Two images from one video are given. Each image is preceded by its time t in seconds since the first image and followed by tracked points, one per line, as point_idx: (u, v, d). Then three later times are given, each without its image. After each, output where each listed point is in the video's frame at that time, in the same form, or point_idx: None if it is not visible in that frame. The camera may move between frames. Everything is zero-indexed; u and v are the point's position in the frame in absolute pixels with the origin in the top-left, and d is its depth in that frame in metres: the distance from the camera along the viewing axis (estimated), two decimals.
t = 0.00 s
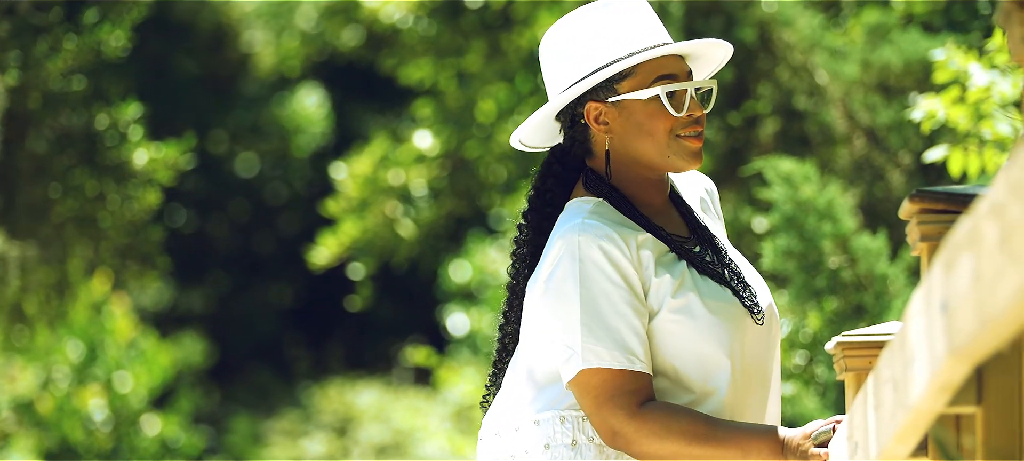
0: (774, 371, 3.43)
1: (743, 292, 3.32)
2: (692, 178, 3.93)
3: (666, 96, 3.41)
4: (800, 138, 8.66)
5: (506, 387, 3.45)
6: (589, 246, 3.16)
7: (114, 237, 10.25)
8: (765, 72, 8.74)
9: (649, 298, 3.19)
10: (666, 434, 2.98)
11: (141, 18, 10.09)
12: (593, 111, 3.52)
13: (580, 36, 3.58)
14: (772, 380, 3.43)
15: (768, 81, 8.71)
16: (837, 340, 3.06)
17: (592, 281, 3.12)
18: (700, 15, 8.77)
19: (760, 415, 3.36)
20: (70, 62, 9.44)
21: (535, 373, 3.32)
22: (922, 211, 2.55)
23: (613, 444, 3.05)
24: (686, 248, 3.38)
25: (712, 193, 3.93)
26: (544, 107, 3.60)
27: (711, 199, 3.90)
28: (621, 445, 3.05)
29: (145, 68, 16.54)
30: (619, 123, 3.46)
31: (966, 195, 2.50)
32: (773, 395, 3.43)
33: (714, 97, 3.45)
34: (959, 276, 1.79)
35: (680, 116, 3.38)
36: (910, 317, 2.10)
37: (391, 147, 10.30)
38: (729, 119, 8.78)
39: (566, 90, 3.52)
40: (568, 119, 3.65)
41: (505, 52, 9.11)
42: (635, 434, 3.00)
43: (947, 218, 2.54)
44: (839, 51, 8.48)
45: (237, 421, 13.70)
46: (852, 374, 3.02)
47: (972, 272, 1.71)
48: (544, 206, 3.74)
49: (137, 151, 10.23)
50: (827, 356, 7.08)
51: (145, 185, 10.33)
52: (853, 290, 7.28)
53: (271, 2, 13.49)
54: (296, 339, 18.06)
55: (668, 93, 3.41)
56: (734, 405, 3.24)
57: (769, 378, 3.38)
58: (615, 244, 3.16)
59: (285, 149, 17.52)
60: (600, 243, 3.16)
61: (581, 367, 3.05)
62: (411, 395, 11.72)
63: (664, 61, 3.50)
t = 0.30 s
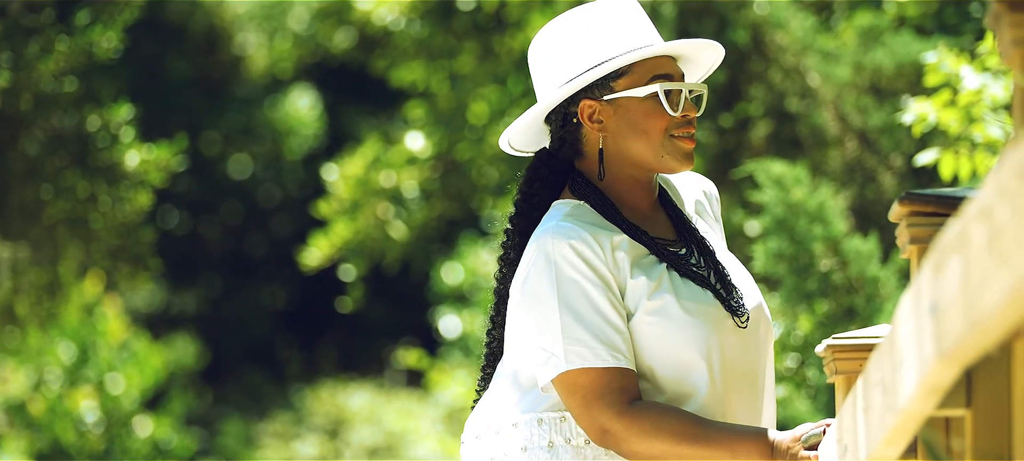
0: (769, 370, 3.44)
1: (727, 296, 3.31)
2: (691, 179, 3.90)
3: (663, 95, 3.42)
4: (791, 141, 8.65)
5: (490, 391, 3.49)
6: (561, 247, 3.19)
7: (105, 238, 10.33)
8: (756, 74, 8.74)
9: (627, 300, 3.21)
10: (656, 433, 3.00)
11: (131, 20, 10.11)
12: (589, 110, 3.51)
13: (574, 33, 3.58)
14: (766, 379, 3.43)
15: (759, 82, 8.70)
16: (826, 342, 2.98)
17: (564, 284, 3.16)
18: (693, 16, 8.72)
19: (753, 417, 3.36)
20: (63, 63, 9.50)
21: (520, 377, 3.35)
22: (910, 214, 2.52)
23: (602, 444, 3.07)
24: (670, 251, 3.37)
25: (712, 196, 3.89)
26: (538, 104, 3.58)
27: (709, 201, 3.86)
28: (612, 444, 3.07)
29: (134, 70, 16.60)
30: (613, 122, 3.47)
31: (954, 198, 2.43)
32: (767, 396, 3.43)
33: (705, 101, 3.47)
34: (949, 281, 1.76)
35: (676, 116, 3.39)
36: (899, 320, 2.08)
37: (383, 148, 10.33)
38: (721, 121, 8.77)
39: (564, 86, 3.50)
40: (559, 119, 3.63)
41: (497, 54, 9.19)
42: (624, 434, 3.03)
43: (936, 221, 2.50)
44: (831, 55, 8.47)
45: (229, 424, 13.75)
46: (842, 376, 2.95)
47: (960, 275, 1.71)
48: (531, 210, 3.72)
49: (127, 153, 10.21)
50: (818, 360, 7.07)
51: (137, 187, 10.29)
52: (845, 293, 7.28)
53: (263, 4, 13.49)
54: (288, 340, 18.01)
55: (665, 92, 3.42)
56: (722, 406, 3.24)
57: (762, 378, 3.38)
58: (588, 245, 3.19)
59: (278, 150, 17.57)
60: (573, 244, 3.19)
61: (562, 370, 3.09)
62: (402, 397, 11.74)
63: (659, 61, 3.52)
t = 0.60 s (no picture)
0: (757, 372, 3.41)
1: (709, 300, 3.29)
2: (688, 183, 3.88)
3: (656, 96, 3.41)
4: (782, 143, 8.64)
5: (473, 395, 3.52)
6: (537, 247, 3.21)
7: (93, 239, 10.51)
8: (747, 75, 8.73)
9: (606, 302, 3.21)
10: (644, 433, 2.99)
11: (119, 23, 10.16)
12: (581, 110, 3.51)
13: (568, 33, 3.59)
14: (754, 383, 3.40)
15: (750, 84, 8.70)
16: (815, 344, 2.89)
17: (541, 285, 3.17)
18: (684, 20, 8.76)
19: (741, 420, 3.34)
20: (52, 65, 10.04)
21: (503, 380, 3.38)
22: (898, 216, 2.36)
23: (590, 443, 3.07)
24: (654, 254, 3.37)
25: (709, 201, 3.87)
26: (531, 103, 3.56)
27: (706, 206, 3.84)
28: (600, 443, 3.07)
29: (124, 72, 16.80)
30: (605, 122, 3.46)
31: (943, 200, 2.28)
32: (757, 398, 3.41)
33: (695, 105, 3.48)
34: (936, 283, 1.73)
35: (669, 117, 3.39)
36: (887, 323, 2.05)
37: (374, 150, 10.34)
38: (711, 123, 8.77)
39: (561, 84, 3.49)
40: (550, 119, 3.62)
41: (489, 57, 9.23)
42: (613, 432, 3.03)
43: (925, 223, 2.34)
44: (821, 57, 8.46)
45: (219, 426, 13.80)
46: (831, 380, 2.87)
47: (946, 277, 1.69)
48: (518, 212, 3.73)
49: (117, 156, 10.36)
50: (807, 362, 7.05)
51: (126, 190, 10.44)
52: (835, 295, 7.24)
53: (254, 7, 13.56)
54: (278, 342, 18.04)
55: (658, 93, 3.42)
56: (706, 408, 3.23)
57: (751, 381, 3.37)
58: (564, 246, 3.21)
59: (268, 153, 17.50)
60: (549, 246, 3.21)
61: (546, 372, 3.10)
62: (392, 399, 11.74)
63: (649, 64, 3.53)
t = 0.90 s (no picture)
0: (746, 374, 3.39)
1: (695, 303, 3.27)
2: (682, 185, 3.86)
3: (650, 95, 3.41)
4: (774, 144, 8.63)
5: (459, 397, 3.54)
6: (522, 247, 3.22)
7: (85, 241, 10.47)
8: (739, 76, 8.72)
9: (591, 301, 3.22)
10: (635, 430, 2.95)
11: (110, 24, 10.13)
12: (575, 109, 3.50)
13: (562, 32, 3.59)
14: (744, 385, 3.38)
15: (742, 85, 8.68)
16: (805, 344, 2.92)
17: (527, 284, 3.17)
18: (676, 19, 8.79)
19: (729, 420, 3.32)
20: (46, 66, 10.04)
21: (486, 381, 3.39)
22: (890, 217, 2.23)
23: (580, 439, 3.04)
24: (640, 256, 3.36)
25: (701, 202, 3.84)
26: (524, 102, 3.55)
27: (698, 207, 3.81)
28: (590, 439, 3.04)
29: (116, 73, 16.81)
30: (599, 121, 3.46)
31: (936, 200, 2.17)
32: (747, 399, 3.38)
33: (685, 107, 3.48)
34: (926, 286, 1.62)
35: (663, 116, 3.39)
36: (878, 323, 1.95)
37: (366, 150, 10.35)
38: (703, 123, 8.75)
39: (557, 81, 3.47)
40: (542, 119, 3.63)
41: (480, 57, 9.27)
42: (602, 427, 3.00)
43: (917, 224, 2.22)
44: (813, 58, 8.43)
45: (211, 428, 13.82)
46: (822, 381, 2.89)
47: (936, 277, 1.58)
48: (507, 214, 3.76)
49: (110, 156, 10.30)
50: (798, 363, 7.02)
51: (119, 187, 10.42)
52: (826, 297, 7.20)
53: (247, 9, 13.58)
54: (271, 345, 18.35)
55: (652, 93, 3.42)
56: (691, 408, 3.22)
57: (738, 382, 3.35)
58: (549, 245, 3.22)
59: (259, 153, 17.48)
60: (534, 245, 3.22)
61: (537, 370, 3.08)
62: (385, 400, 11.77)
63: (642, 64, 3.53)
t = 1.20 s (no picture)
0: (740, 372, 3.36)
1: (686, 301, 3.25)
2: (675, 182, 3.83)
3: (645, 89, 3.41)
4: (770, 144, 8.61)
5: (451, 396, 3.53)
6: (515, 243, 3.20)
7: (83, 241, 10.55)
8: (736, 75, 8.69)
9: (582, 298, 3.20)
10: (632, 424, 2.93)
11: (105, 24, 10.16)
12: (570, 103, 3.48)
13: (554, 29, 3.57)
14: (737, 383, 3.36)
15: (739, 85, 8.67)
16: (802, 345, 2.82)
17: (520, 278, 3.15)
18: (672, 19, 8.65)
19: (723, 418, 3.30)
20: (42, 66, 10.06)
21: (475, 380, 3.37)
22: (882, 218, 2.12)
23: (575, 433, 3.01)
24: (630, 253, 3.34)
25: (695, 200, 3.81)
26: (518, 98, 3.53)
27: (691, 204, 3.78)
28: (586, 433, 3.01)
29: (115, 73, 16.85)
30: (595, 116, 3.45)
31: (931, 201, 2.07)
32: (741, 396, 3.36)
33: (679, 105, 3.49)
34: (919, 285, 1.57)
35: (659, 111, 3.38)
36: (872, 324, 1.90)
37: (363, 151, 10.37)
38: (700, 123, 8.73)
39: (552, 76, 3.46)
40: (536, 116, 3.59)
41: (475, 56, 9.29)
42: (600, 421, 2.97)
43: (911, 224, 2.11)
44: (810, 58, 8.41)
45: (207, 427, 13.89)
46: (817, 380, 2.78)
47: (928, 279, 1.53)
48: (497, 212, 3.73)
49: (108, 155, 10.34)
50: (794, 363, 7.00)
51: (116, 187, 10.44)
52: (823, 297, 7.17)
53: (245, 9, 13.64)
54: (269, 344, 18.43)
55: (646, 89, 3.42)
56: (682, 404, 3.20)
57: (731, 380, 3.33)
58: (539, 240, 3.21)
59: (258, 152, 17.50)
60: (526, 240, 3.20)
61: (532, 364, 3.05)
62: (382, 400, 11.78)
63: (636, 60, 3.54)
